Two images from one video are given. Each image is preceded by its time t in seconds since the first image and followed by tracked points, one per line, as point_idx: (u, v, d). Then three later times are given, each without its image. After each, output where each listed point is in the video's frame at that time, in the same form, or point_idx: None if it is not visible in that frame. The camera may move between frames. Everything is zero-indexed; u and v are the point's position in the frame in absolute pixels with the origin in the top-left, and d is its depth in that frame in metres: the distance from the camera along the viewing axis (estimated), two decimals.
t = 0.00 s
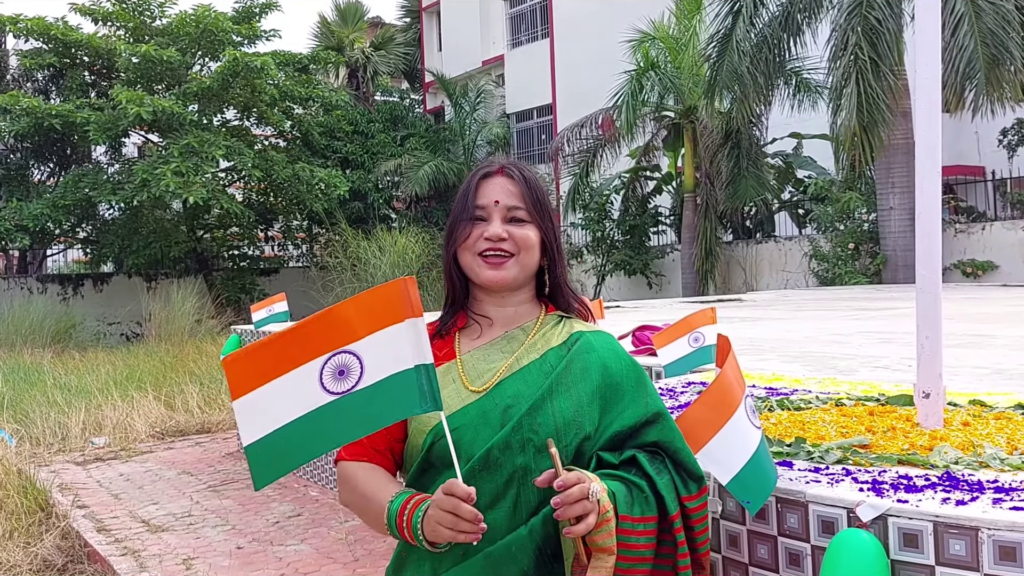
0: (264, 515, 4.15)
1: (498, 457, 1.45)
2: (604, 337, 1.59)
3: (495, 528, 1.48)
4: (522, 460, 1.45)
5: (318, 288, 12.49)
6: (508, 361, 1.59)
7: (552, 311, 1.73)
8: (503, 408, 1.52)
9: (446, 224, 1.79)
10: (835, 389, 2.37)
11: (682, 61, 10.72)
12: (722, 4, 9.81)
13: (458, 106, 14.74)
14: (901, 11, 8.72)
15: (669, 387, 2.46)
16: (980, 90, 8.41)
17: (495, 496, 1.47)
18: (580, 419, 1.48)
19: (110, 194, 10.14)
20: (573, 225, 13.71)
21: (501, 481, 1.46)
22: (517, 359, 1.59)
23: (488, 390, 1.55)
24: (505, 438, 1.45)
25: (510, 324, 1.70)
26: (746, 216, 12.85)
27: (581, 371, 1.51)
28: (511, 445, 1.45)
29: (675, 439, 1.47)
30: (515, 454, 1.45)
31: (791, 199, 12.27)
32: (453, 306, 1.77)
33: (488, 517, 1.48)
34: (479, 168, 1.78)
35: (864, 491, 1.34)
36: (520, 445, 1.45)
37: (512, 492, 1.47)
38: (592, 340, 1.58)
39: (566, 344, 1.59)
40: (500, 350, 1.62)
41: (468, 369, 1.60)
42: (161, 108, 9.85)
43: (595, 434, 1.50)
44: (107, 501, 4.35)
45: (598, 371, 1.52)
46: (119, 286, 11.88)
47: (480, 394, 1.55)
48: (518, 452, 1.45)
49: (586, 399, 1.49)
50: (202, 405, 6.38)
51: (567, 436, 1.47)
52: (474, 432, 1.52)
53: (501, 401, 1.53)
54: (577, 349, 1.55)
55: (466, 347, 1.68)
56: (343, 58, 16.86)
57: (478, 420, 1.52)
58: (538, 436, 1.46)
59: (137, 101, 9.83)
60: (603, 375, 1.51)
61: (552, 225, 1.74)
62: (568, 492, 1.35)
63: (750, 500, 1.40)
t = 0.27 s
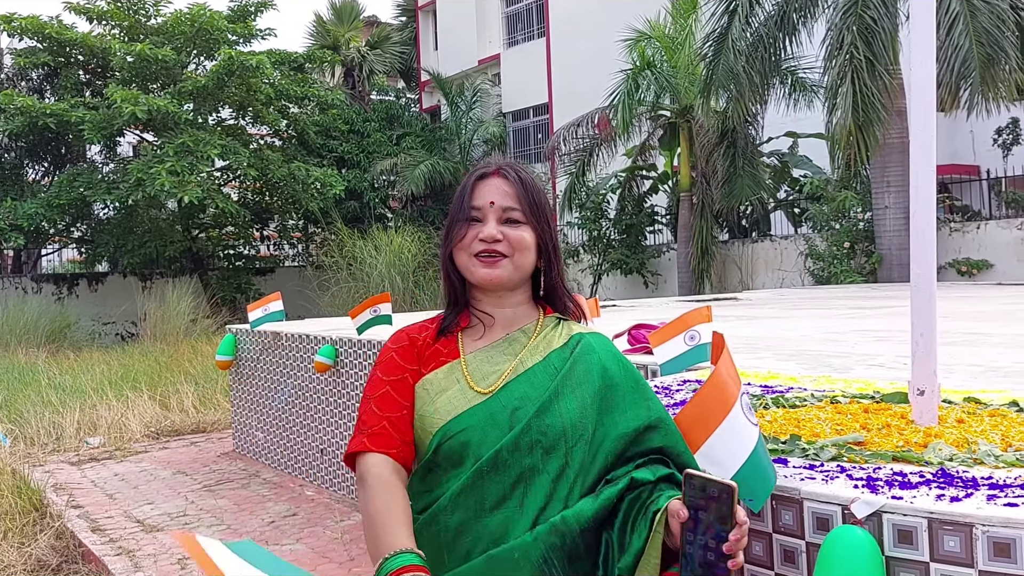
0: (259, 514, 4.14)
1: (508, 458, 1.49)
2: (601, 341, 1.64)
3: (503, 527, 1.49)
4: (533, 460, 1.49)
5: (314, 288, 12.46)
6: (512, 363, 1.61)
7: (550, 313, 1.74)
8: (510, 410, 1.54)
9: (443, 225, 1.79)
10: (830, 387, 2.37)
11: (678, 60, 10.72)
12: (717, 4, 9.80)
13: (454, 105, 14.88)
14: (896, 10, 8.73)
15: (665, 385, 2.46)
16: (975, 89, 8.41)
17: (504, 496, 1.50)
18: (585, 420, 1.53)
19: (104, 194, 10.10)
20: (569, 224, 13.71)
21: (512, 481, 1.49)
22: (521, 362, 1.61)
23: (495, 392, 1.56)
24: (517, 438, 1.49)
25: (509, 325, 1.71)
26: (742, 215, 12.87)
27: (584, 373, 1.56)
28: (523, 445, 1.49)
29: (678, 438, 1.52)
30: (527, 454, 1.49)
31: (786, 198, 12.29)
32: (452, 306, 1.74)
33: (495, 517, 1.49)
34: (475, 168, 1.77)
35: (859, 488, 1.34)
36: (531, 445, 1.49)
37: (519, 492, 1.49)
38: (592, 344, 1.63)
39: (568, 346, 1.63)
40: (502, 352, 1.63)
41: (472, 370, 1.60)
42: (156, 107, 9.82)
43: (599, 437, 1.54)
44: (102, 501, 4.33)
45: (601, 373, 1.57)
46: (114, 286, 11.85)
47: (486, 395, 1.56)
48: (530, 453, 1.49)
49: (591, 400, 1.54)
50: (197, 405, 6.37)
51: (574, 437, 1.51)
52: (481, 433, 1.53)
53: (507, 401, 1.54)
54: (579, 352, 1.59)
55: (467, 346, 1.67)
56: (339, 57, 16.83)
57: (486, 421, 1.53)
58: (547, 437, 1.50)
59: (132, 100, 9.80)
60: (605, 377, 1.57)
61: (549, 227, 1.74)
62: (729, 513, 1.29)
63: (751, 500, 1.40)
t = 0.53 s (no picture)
0: (249, 515, 4.13)
1: (504, 450, 1.51)
2: (581, 332, 1.68)
3: (500, 522, 1.52)
4: (529, 453, 1.52)
5: (305, 288, 12.43)
6: (504, 357, 1.62)
7: (529, 308, 1.76)
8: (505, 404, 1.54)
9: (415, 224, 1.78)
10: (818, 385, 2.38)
11: (670, 60, 10.74)
12: (708, 4, 9.83)
13: (446, 105, 14.77)
14: (886, 11, 8.77)
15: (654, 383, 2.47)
16: (965, 89, 8.44)
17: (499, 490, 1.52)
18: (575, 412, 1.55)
19: (94, 193, 10.06)
20: (561, 224, 13.72)
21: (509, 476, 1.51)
22: (510, 355, 1.62)
23: (489, 385, 1.57)
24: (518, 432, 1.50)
25: (489, 322, 1.70)
26: (733, 214, 12.90)
27: (573, 365, 1.60)
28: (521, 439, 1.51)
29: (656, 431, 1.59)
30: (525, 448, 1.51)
31: (778, 197, 12.33)
32: (432, 304, 1.72)
33: (491, 512, 1.52)
34: (446, 167, 1.77)
35: (844, 486, 1.34)
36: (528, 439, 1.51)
37: (515, 485, 1.52)
38: (574, 335, 1.66)
39: (553, 337, 1.65)
40: (489, 346, 1.64)
41: (464, 365, 1.61)
42: (147, 107, 9.77)
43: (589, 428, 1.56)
44: (91, 502, 4.31)
45: (586, 364, 1.61)
46: (104, 286, 11.80)
47: (481, 389, 1.57)
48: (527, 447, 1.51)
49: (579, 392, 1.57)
50: (187, 405, 6.34)
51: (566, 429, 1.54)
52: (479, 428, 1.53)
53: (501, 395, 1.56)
54: (565, 345, 1.62)
55: (454, 342, 1.67)
56: (330, 57, 16.80)
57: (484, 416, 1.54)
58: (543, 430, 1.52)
59: (122, 99, 9.75)
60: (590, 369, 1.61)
61: (522, 222, 1.74)
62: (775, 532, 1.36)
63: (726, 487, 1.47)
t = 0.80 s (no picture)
0: (237, 519, 4.11)
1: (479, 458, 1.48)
2: (550, 329, 1.69)
3: (482, 527, 1.49)
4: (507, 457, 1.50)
5: (293, 290, 12.37)
6: (470, 367, 1.60)
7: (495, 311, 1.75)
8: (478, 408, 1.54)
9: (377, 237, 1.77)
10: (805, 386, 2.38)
11: (658, 61, 10.77)
12: (696, 5, 9.85)
13: (435, 106, 14.77)
14: (873, 12, 8.81)
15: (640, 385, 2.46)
16: (951, 90, 8.48)
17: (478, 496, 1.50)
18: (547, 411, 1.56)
19: (81, 195, 9.99)
20: (550, 224, 13.72)
21: (488, 482, 1.49)
22: (478, 361, 1.61)
23: (461, 394, 1.56)
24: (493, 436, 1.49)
25: (455, 331, 1.69)
26: (722, 215, 12.94)
27: (543, 363, 1.61)
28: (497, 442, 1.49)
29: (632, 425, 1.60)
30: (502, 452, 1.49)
31: (766, 198, 12.39)
32: (397, 316, 1.72)
33: (470, 520, 1.49)
34: (405, 177, 1.75)
35: (830, 488, 1.34)
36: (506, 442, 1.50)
37: (494, 490, 1.49)
38: (544, 334, 1.67)
39: (522, 340, 1.65)
40: (457, 357, 1.63)
41: (432, 377, 1.60)
42: (133, 108, 9.71)
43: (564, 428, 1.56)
44: (77, 507, 4.28)
45: (556, 361, 1.62)
46: (91, 288, 11.73)
47: (451, 400, 1.56)
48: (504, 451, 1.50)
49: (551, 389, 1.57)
50: (175, 408, 6.31)
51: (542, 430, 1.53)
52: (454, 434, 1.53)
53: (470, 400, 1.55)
54: (534, 344, 1.63)
55: (421, 354, 1.66)
56: (319, 58, 16.75)
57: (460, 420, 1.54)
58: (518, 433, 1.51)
59: (109, 101, 9.68)
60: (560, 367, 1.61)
61: (481, 231, 1.73)
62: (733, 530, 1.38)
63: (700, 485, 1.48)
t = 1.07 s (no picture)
0: (232, 519, 4.09)
1: (437, 449, 1.55)
2: (544, 329, 1.67)
3: (439, 518, 1.54)
4: (465, 451, 1.55)
5: (287, 290, 12.34)
6: (448, 362, 1.68)
7: (491, 306, 1.79)
8: (443, 404, 1.61)
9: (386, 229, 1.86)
10: (801, 383, 2.38)
11: (650, 59, 10.78)
12: (688, 4, 9.87)
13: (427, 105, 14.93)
14: (865, 10, 8.84)
15: (636, 383, 2.47)
16: (942, 87, 8.51)
17: (435, 487, 1.56)
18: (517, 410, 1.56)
19: (73, 197, 9.93)
20: (544, 224, 13.72)
21: (444, 474, 1.55)
22: (456, 358, 1.69)
23: (428, 390, 1.64)
24: (447, 429, 1.55)
25: (448, 325, 1.78)
26: (715, 213, 12.96)
27: (519, 363, 1.61)
28: (453, 436, 1.55)
29: (623, 426, 1.56)
30: (458, 445, 1.55)
31: (759, 196, 12.42)
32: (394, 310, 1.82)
33: (429, 509, 1.55)
34: (411, 173, 1.82)
35: (828, 484, 1.34)
36: (462, 436, 1.55)
37: (453, 482, 1.55)
38: (532, 335, 1.66)
39: (506, 339, 1.68)
40: (440, 352, 1.71)
41: (412, 371, 1.70)
42: (125, 109, 9.66)
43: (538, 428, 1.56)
44: (71, 508, 4.25)
45: (537, 361, 1.60)
46: (83, 289, 11.66)
47: (421, 394, 1.65)
48: (462, 445, 1.55)
49: (522, 387, 1.58)
50: (169, 409, 6.29)
51: (506, 427, 1.55)
52: (416, 427, 1.60)
53: (440, 395, 1.62)
54: (515, 344, 1.64)
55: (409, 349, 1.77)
56: (310, 58, 16.72)
57: (422, 415, 1.61)
58: (477, 428, 1.55)
59: (100, 101, 9.63)
60: (541, 365, 1.60)
61: (479, 232, 1.77)
62: (699, 550, 1.35)
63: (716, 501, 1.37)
